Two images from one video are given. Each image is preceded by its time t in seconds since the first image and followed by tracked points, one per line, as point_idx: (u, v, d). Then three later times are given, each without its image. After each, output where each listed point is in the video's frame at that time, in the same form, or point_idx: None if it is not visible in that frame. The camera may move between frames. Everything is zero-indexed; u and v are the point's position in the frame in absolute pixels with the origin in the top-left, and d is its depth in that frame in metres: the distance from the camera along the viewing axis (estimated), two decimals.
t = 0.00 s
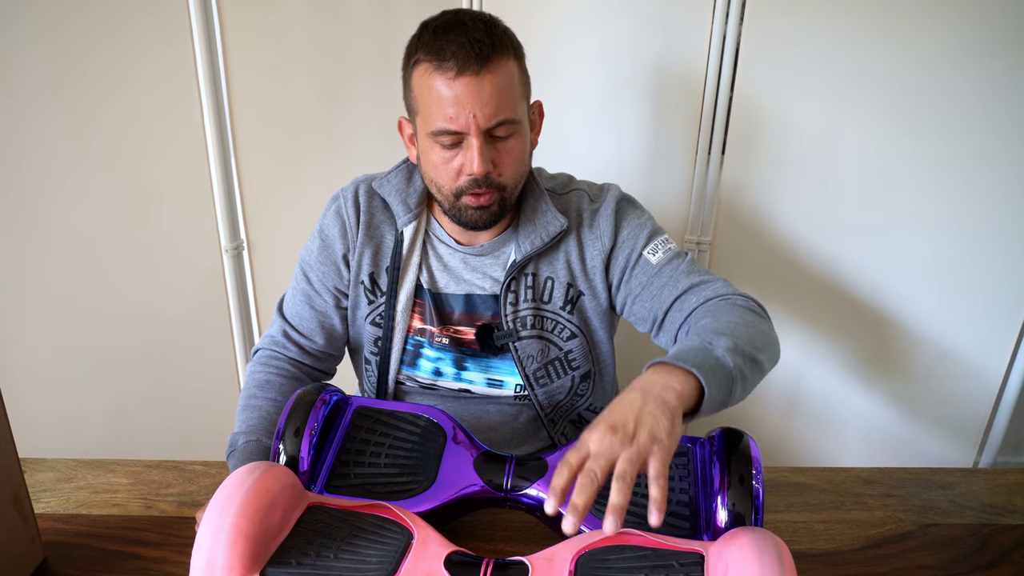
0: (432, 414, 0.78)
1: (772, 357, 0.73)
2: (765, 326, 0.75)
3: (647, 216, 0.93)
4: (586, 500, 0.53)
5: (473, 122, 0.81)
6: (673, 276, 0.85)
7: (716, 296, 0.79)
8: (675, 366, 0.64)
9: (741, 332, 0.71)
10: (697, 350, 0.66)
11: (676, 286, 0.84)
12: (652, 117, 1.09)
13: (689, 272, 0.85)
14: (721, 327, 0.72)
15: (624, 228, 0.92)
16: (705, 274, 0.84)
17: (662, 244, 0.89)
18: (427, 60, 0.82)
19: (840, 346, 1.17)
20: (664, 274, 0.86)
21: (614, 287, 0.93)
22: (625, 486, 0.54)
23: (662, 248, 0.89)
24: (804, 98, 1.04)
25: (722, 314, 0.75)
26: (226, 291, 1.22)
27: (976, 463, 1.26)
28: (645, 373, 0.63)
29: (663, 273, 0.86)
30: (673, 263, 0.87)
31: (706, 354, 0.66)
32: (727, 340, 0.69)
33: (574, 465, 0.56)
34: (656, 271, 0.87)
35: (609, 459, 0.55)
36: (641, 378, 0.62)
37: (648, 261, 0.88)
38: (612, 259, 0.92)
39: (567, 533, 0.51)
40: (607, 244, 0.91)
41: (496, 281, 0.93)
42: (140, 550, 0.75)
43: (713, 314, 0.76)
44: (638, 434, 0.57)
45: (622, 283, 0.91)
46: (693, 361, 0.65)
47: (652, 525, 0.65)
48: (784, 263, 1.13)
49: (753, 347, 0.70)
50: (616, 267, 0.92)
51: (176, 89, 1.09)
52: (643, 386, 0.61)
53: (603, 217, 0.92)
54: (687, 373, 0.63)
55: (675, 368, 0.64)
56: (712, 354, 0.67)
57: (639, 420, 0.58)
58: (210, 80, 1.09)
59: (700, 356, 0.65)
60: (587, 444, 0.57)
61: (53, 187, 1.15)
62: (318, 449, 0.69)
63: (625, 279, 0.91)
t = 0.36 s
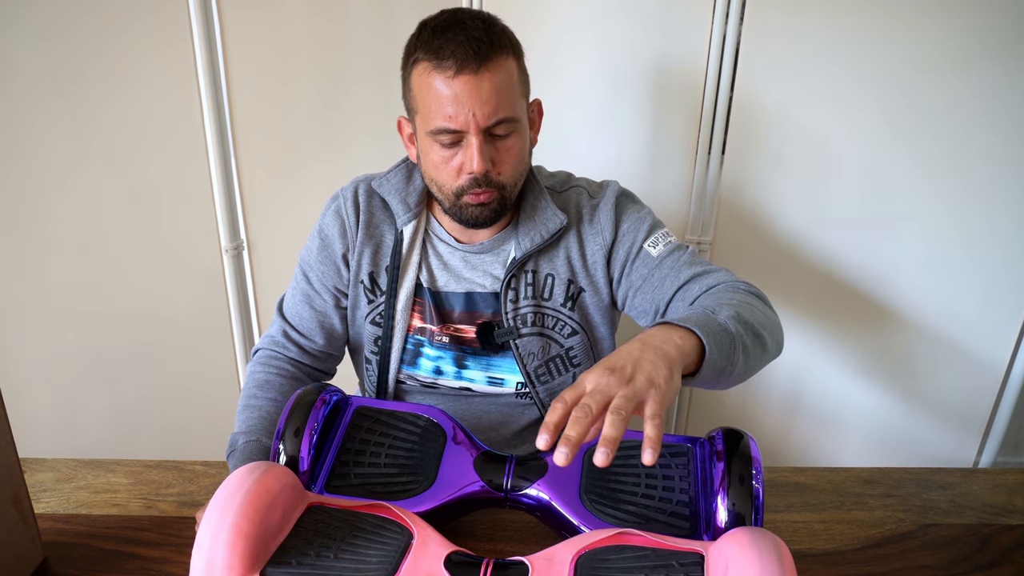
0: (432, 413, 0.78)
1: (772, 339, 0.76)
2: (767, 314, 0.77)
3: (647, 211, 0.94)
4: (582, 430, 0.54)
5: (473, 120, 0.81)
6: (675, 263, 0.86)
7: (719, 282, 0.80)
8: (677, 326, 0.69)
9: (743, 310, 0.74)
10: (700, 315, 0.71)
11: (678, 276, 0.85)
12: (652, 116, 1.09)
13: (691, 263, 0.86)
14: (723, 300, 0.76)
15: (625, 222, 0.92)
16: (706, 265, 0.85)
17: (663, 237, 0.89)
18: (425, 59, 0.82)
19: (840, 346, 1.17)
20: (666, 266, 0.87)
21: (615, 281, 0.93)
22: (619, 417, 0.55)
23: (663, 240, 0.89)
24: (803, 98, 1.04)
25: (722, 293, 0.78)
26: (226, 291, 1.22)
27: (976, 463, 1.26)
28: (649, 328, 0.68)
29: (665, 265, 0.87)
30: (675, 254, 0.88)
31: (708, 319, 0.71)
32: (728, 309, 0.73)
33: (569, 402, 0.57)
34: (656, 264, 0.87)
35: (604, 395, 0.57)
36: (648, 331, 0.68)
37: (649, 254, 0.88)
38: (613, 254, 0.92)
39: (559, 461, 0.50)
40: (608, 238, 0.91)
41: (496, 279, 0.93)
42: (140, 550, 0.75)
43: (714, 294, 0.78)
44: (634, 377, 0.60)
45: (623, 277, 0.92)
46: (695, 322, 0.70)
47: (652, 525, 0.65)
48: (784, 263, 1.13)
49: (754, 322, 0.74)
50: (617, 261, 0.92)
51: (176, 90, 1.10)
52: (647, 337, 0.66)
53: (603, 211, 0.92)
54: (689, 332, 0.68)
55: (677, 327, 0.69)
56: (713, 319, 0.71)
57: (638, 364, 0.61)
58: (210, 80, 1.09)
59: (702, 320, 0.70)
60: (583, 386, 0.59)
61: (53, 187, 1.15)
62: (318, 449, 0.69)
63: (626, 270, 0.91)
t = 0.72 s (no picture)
0: (432, 414, 0.78)
1: (772, 340, 0.76)
2: (767, 316, 0.77)
3: (647, 211, 0.94)
4: (575, 430, 0.54)
5: (471, 119, 0.81)
6: (675, 264, 0.86)
7: (719, 283, 0.80)
8: (674, 329, 0.69)
9: (743, 310, 0.74)
10: (698, 318, 0.71)
11: (678, 276, 0.85)
12: (652, 116, 1.09)
13: (691, 263, 0.86)
14: (722, 302, 0.76)
15: (624, 223, 0.92)
16: (706, 265, 0.85)
17: (662, 237, 0.89)
18: (424, 59, 0.82)
19: (839, 346, 1.17)
20: (665, 266, 0.87)
21: (614, 281, 0.93)
22: (612, 418, 0.55)
23: (663, 240, 0.89)
24: (803, 98, 1.04)
25: (722, 293, 0.78)
26: (226, 292, 1.22)
27: (976, 462, 1.26)
28: (646, 330, 0.68)
29: (664, 265, 0.87)
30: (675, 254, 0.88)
31: (707, 321, 0.71)
32: (727, 311, 0.73)
33: (564, 401, 0.57)
34: (656, 264, 0.88)
35: (599, 396, 0.57)
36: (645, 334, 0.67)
37: (648, 254, 0.88)
38: (613, 254, 0.92)
39: (551, 460, 0.50)
40: (607, 238, 0.91)
41: (496, 279, 0.93)
42: (140, 550, 0.75)
43: (714, 294, 0.79)
44: (629, 379, 0.60)
45: (623, 277, 0.92)
46: (692, 325, 0.70)
47: (652, 525, 0.65)
48: (784, 263, 1.13)
49: (753, 324, 0.74)
50: (616, 261, 0.92)
51: (177, 90, 1.10)
52: (643, 340, 0.66)
53: (602, 212, 0.92)
54: (687, 334, 0.68)
55: (675, 330, 0.69)
56: (712, 321, 0.71)
57: (634, 366, 0.61)
58: (210, 80, 1.09)
59: (700, 322, 0.70)
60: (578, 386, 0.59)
61: (53, 186, 1.15)
62: (317, 448, 0.69)
63: (625, 271, 0.91)
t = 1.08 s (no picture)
0: (432, 414, 0.78)
1: (767, 352, 0.71)
2: (761, 325, 0.73)
3: (645, 213, 0.93)
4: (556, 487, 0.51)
5: (472, 130, 0.81)
6: (669, 270, 0.85)
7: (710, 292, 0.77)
8: (660, 361, 0.62)
9: (735, 328, 0.69)
10: (685, 347, 0.65)
11: (671, 282, 0.83)
12: (653, 116, 1.09)
13: (685, 268, 0.84)
14: (713, 322, 0.71)
15: (621, 226, 0.91)
16: (701, 270, 0.83)
17: (659, 240, 0.88)
18: (425, 68, 0.82)
19: (839, 346, 1.17)
20: (660, 270, 0.86)
21: (611, 283, 0.92)
22: (592, 472, 0.52)
23: (659, 244, 0.88)
24: (803, 98, 1.04)
25: (714, 309, 0.74)
26: (226, 292, 1.22)
27: (976, 463, 1.26)
28: (630, 365, 0.62)
29: (659, 269, 0.86)
30: (670, 259, 0.86)
31: (695, 350, 0.65)
32: (716, 335, 0.67)
33: (545, 449, 0.54)
34: (652, 268, 0.87)
35: (580, 444, 0.53)
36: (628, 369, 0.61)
37: (644, 258, 0.88)
38: (610, 256, 0.92)
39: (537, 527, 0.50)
40: (605, 240, 0.91)
41: (495, 281, 0.93)
42: (140, 550, 0.75)
43: (706, 309, 0.75)
44: (612, 421, 0.55)
45: (619, 280, 0.91)
46: (679, 357, 0.63)
47: (652, 525, 0.65)
48: (784, 263, 1.13)
49: (746, 342, 0.69)
50: (613, 264, 0.91)
51: (177, 89, 1.10)
52: (626, 377, 0.60)
53: (600, 214, 0.92)
54: (673, 367, 0.62)
55: (659, 364, 0.62)
56: (701, 350, 0.65)
57: (617, 406, 0.56)
58: (210, 80, 1.09)
59: (687, 351, 0.64)
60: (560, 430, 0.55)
61: (53, 186, 1.15)
62: (318, 448, 0.69)
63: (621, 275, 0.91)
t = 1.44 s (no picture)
0: (432, 414, 0.79)
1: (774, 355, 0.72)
2: (762, 322, 0.74)
3: (646, 215, 0.93)
4: (635, 556, 0.51)
5: (479, 136, 0.81)
6: (669, 271, 0.85)
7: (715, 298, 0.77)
8: (693, 382, 0.62)
9: (744, 334, 0.69)
10: (710, 363, 0.64)
11: (671, 284, 0.84)
12: (653, 117, 1.09)
13: (686, 269, 0.84)
14: (724, 332, 0.70)
15: (621, 228, 0.91)
16: (701, 272, 0.83)
17: (660, 242, 0.88)
18: (431, 75, 0.82)
19: (840, 346, 1.17)
20: (661, 272, 0.86)
21: (612, 285, 0.92)
22: (670, 530, 0.51)
23: (660, 246, 0.88)
24: (803, 98, 1.04)
25: (721, 317, 0.73)
26: (226, 292, 1.22)
27: (976, 463, 1.26)
28: (659, 394, 0.61)
29: (660, 271, 0.86)
30: (670, 261, 0.86)
31: (720, 366, 0.64)
32: (735, 346, 0.67)
33: (612, 516, 0.52)
34: (653, 270, 0.87)
35: (647, 504, 0.52)
36: (657, 404, 0.59)
37: (645, 260, 0.88)
38: (610, 258, 0.92)
39: None
40: (605, 243, 0.91)
41: (495, 282, 0.93)
42: (140, 550, 0.75)
43: (712, 316, 0.74)
44: (671, 470, 0.54)
45: (620, 281, 0.91)
46: (709, 375, 0.62)
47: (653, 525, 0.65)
48: (784, 263, 1.13)
49: (758, 349, 0.69)
50: (614, 266, 0.91)
51: (177, 89, 1.10)
52: (662, 411, 0.58)
53: (601, 216, 0.92)
54: (704, 386, 0.61)
55: (691, 385, 0.61)
56: (725, 364, 0.64)
57: (670, 452, 0.55)
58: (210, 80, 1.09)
59: (714, 368, 0.63)
60: (620, 492, 0.54)
61: (53, 186, 1.15)
62: (318, 449, 0.69)
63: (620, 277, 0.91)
